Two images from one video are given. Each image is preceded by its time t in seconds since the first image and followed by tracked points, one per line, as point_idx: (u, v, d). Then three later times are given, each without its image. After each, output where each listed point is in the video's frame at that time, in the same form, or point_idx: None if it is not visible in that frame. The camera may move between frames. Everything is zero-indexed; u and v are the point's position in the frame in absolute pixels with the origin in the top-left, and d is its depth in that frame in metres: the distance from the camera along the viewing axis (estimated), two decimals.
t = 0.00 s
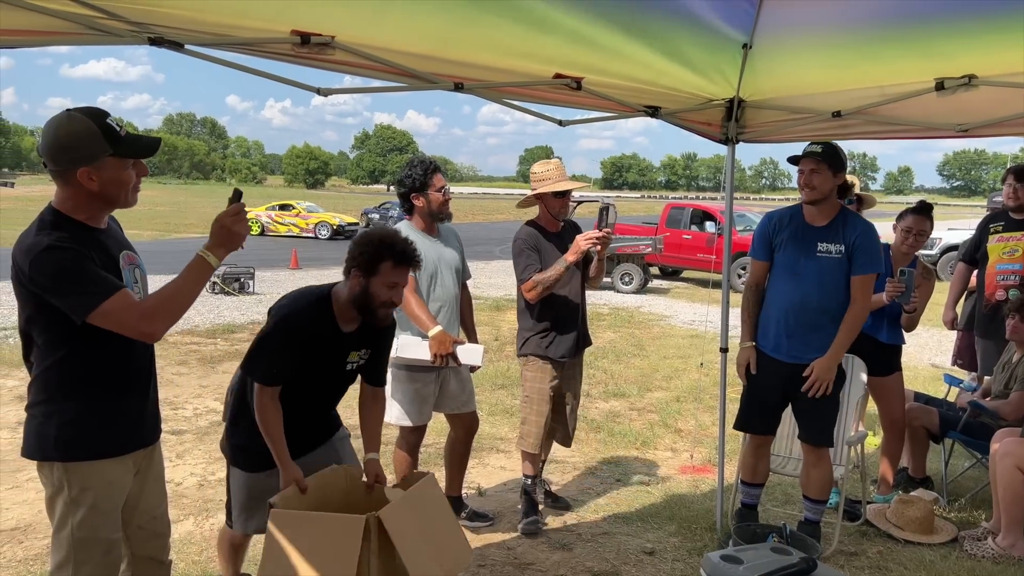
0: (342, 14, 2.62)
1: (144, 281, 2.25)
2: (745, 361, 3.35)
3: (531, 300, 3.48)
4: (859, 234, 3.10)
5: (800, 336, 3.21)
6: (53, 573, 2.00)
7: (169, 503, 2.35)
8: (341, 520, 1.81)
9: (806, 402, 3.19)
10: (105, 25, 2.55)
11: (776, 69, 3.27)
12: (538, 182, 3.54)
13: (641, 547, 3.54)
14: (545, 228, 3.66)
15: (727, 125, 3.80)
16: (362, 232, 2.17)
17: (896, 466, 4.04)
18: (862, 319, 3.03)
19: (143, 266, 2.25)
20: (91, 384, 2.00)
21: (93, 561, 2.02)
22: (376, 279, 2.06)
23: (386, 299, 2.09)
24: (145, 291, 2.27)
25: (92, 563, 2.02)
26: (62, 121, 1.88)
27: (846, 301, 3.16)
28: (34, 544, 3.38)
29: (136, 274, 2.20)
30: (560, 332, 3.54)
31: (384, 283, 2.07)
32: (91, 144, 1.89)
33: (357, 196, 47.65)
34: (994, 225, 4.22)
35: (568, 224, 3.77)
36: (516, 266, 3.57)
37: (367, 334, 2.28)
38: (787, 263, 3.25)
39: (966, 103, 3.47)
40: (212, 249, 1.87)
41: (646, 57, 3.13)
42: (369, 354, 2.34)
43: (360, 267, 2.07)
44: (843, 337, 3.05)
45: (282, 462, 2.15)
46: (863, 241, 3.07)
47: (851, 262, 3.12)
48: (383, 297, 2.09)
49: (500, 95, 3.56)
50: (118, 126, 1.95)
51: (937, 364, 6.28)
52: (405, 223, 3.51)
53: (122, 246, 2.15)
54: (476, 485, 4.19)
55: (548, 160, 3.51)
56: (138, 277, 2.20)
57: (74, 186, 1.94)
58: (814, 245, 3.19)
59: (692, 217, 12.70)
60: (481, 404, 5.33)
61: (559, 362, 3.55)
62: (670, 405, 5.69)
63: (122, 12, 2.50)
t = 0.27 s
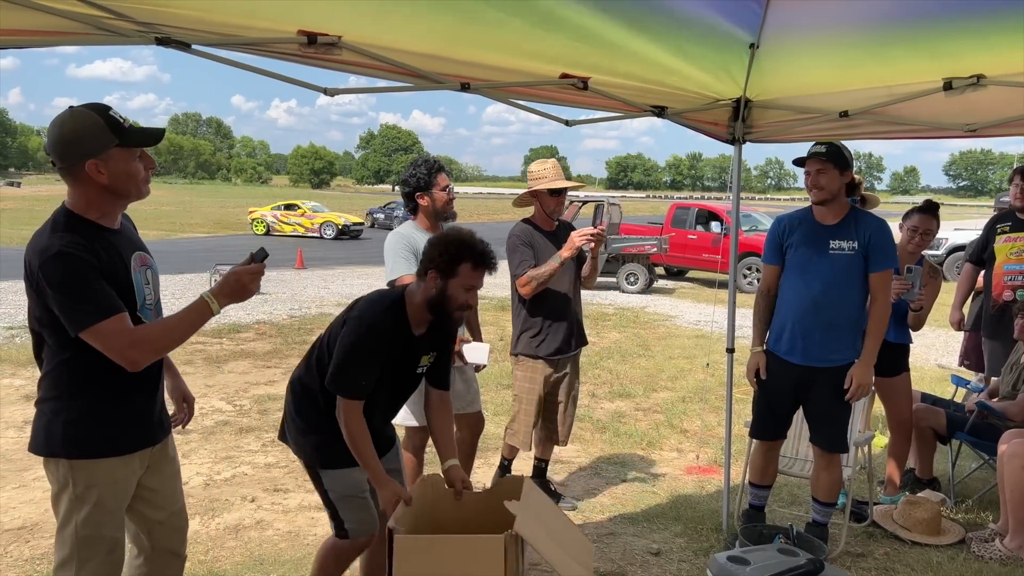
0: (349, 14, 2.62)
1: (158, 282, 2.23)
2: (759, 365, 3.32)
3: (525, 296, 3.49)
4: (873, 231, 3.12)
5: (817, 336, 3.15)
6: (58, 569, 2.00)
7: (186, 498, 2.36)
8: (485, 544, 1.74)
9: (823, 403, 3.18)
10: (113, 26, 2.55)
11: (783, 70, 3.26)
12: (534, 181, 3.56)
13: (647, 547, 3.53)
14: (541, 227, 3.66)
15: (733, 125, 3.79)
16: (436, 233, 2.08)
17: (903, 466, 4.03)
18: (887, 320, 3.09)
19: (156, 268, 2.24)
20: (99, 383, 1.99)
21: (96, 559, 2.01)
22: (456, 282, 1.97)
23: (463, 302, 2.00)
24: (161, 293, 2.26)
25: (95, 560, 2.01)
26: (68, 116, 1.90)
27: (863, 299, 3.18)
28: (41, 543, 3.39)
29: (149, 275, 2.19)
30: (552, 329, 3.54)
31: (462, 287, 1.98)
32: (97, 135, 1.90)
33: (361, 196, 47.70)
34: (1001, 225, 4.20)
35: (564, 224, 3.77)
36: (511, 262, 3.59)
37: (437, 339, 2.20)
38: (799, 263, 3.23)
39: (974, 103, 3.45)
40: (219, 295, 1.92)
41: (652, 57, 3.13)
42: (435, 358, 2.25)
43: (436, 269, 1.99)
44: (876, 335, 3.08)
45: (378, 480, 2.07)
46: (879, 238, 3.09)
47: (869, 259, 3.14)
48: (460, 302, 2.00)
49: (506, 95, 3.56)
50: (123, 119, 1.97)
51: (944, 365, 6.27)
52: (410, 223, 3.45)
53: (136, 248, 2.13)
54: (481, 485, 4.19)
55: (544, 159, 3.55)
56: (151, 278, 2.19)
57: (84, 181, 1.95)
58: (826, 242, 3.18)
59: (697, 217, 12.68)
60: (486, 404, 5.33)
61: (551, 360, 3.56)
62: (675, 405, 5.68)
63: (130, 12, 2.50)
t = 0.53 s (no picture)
0: (352, 13, 2.62)
1: (172, 283, 2.24)
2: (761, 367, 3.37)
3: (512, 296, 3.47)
4: (882, 232, 3.08)
5: (823, 338, 3.13)
6: (67, 564, 2.01)
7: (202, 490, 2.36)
8: None
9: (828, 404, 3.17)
10: (117, 26, 2.55)
11: (787, 69, 3.25)
12: (518, 180, 3.64)
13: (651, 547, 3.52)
14: (526, 226, 3.68)
15: (737, 124, 3.79)
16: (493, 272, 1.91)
17: (907, 466, 4.02)
18: (903, 319, 3.08)
19: (172, 269, 2.25)
20: (111, 380, 2.00)
21: (106, 554, 2.01)
22: (525, 326, 1.82)
23: (532, 346, 1.86)
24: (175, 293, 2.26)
25: (104, 556, 2.01)
26: (107, 118, 1.93)
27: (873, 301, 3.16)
28: (46, 543, 3.39)
29: (164, 276, 2.19)
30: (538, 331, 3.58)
31: (529, 331, 1.83)
32: (127, 140, 1.92)
33: (364, 196, 47.73)
34: (1006, 225, 4.19)
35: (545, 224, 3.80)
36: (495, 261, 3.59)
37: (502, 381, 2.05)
38: (807, 262, 3.23)
39: (980, 102, 3.45)
40: (226, 302, 1.95)
41: (656, 57, 3.12)
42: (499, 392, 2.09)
43: (503, 316, 1.82)
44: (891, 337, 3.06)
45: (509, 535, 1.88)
46: (888, 239, 3.06)
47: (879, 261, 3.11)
48: (529, 346, 1.85)
49: (510, 94, 3.56)
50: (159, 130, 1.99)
51: (948, 364, 6.26)
52: (412, 223, 3.48)
53: (151, 248, 2.15)
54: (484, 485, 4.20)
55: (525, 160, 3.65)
56: (165, 279, 2.19)
57: (106, 184, 1.96)
58: (834, 243, 3.17)
59: (701, 216, 12.66)
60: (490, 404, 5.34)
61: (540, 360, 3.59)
62: (679, 405, 5.68)
63: (133, 11, 2.50)
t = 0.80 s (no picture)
0: (354, 13, 2.62)
1: (208, 282, 2.27)
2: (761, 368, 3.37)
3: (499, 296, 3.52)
4: (883, 235, 3.05)
5: (819, 341, 3.12)
6: (96, 555, 2.00)
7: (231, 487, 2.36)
8: None
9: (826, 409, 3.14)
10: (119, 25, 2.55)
11: (790, 68, 3.25)
12: (500, 178, 3.65)
13: (654, 546, 3.51)
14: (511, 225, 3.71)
15: (740, 123, 3.79)
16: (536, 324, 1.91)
17: (909, 465, 4.02)
18: (899, 324, 3.04)
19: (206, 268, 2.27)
20: (157, 375, 2.02)
21: (136, 547, 2.01)
22: (570, 380, 1.82)
23: (573, 401, 1.87)
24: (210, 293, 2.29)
25: (134, 549, 2.00)
26: (147, 121, 1.96)
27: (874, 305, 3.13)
28: (49, 542, 3.40)
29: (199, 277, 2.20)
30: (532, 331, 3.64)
31: (572, 388, 1.84)
32: (168, 142, 1.94)
33: (366, 196, 47.75)
34: (1008, 224, 4.19)
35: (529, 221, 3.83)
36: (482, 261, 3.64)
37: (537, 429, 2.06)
38: (807, 264, 3.22)
39: (983, 100, 3.44)
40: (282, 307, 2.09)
41: (659, 56, 3.12)
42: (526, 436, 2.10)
43: (544, 371, 1.81)
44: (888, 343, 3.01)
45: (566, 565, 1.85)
46: (889, 244, 3.02)
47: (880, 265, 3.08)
48: (569, 401, 1.86)
49: (512, 94, 3.56)
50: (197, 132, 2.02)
51: (951, 363, 6.25)
52: (411, 222, 3.46)
53: (190, 247, 2.17)
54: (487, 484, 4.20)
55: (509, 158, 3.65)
56: (202, 278, 2.21)
57: (147, 186, 1.98)
58: (834, 246, 3.15)
59: (703, 216, 12.66)
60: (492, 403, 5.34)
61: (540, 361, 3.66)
62: (681, 404, 5.68)
63: (136, 11, 2.50)
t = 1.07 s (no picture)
0: (353, 13, 2.62)
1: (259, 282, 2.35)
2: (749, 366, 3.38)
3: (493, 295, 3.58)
4: (862, 237, 2.99)
5: (801, 344, 3.11)
6: (156, 543, 2.04)
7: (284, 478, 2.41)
8: None
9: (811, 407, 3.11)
10: (119, 26, 2.55)
11: (790, 67, 3.24)
12: (492, 179, 3.68)
13: (655, 546, 3.51)
14: (503, 225, 3.76)
15: (741, 122, 3.78)
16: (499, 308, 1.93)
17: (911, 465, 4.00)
18: (878, 327, 2.94)
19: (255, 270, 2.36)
20: (229, 372, 2.10)
21: (196, 537, 2.06)
22: (537, 360, 1.87)
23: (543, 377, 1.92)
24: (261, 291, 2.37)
25: (191, 539, 2.05)
26: (202, 133, 2.06)
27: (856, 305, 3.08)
28: (50, 543, 3.40)
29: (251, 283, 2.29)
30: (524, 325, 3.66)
31: (541, 365, 1.90)
32: (221, 152, 2.04)
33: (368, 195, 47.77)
34: (1010, 223, 4.18)
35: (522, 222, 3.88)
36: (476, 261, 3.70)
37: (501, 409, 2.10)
38: (790, 264, 3.21)
39: (984, 98, 3.43)
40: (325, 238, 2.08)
41: (658, 55, 3.12)
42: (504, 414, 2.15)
43: (519, 354, 1.85)
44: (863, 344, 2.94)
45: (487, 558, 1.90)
46: (866, 244, 2.96)
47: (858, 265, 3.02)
48: (539, 376, 1.92)
49: (512, 94, 3.55)
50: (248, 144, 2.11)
51: (953, 362, 6.24)
52: (412, 223, 3.46)
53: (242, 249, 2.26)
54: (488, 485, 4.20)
55: (501, 158, 3.68)
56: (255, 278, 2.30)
57: (203, 194, 2.07)
58: (815, 247, 3.12)
59: (704, 215, 12.65)
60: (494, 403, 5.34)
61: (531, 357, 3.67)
62: (683, 403, 5.68)
63: (135, 12, 2.50)
